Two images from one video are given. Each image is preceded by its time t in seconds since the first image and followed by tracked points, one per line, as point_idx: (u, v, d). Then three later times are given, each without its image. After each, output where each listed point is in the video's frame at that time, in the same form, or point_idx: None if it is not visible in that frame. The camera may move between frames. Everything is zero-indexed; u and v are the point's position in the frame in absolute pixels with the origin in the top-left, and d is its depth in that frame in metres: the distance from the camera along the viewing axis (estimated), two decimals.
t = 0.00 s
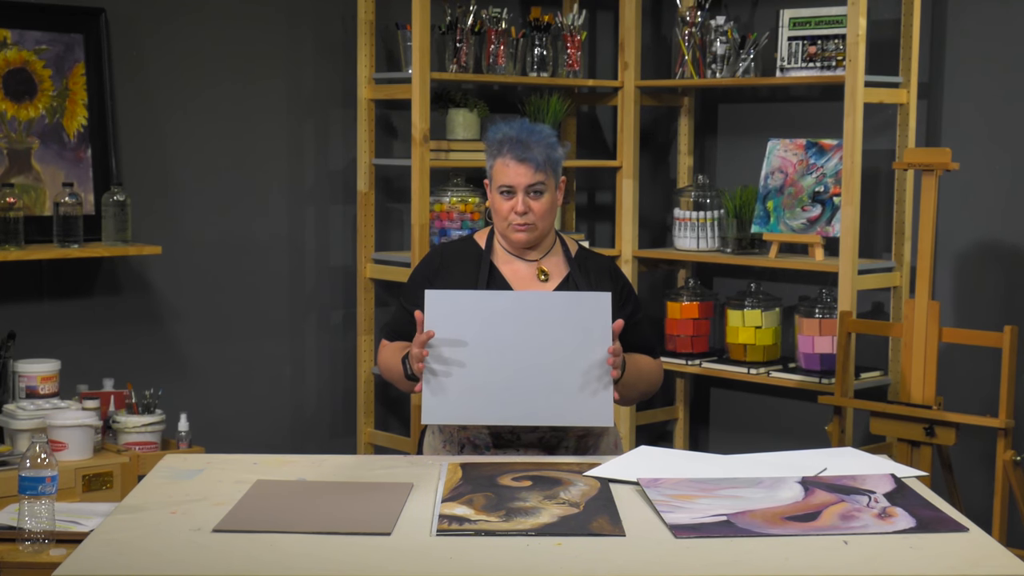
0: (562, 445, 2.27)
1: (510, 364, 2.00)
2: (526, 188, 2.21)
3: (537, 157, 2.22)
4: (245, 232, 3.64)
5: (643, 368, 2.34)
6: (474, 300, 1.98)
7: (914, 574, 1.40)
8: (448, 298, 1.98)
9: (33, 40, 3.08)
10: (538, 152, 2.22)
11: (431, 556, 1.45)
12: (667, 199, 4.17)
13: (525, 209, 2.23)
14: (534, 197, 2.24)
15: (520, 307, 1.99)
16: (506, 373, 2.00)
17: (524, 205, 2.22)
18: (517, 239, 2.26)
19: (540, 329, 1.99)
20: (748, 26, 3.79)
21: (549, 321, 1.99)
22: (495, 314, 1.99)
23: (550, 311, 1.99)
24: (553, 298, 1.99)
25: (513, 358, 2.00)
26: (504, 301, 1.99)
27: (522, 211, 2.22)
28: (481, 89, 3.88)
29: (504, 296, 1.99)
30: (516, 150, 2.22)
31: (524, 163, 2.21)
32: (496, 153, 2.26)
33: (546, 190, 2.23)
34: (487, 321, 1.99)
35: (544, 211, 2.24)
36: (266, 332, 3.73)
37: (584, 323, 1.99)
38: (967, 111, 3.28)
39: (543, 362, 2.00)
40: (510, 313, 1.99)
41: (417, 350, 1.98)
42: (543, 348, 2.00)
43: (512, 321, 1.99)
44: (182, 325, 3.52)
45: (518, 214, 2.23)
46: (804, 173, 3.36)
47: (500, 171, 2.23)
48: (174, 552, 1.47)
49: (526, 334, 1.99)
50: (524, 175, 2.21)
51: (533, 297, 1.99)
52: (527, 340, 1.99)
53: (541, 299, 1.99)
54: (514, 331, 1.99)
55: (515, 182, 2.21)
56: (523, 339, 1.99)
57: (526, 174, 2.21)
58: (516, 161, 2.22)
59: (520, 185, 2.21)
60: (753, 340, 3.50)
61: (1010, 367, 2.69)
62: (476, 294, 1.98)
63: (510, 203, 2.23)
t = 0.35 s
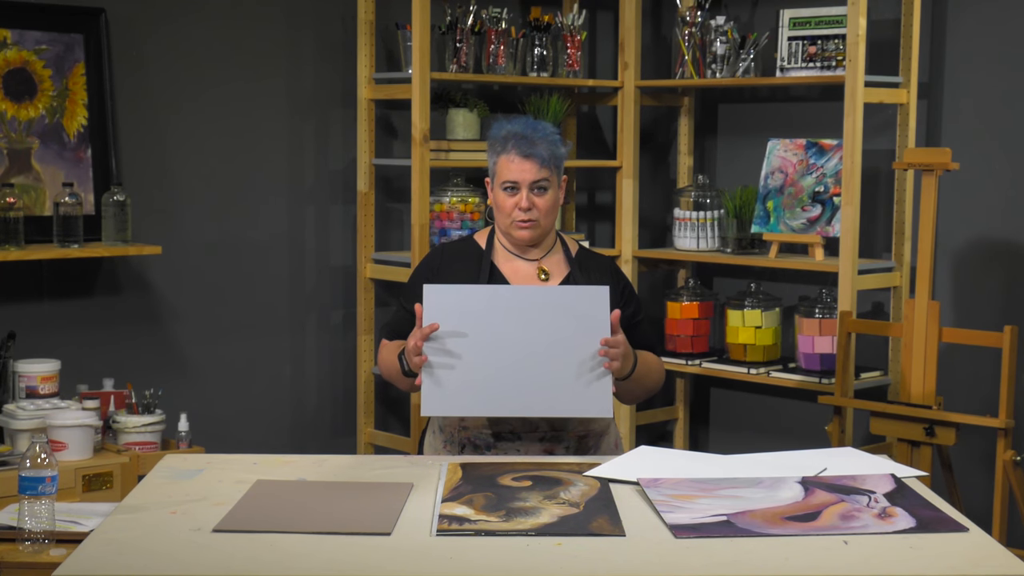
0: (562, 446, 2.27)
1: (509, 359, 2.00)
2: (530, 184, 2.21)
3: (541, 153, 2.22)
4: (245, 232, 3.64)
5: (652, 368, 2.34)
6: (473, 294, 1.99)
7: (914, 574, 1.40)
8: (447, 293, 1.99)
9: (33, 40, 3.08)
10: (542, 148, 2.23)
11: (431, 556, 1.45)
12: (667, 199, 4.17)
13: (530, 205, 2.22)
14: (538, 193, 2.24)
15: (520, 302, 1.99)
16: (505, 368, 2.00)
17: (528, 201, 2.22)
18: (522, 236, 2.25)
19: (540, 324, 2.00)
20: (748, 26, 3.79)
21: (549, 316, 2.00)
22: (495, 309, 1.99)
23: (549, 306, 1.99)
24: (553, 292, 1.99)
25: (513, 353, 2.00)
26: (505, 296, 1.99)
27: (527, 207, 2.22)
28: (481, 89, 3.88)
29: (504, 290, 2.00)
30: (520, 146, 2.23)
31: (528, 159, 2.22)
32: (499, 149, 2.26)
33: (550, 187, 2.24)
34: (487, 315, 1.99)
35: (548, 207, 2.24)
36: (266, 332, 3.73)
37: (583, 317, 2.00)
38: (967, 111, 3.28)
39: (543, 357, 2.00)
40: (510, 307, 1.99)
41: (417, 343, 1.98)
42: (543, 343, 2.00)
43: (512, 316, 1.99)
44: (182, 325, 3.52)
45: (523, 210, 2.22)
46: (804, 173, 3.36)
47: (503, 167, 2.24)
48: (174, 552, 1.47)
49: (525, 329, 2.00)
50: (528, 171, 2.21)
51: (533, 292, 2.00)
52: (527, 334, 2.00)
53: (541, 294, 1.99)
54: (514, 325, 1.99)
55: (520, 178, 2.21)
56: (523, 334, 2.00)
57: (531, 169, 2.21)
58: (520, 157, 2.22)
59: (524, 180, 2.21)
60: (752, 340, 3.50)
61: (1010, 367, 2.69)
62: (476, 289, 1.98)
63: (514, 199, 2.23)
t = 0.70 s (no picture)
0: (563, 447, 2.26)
1: (512, 371, 2.00)
2: (536, 175, 2.23)
3: (547, 146, 2.25)
4: (245, 233, 3.64)
5: (652, 374, 2.34)
6: (472, 304, 1.99)
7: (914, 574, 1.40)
8: (449, 307, 1.99)
9: (33, 40, 3.08)
10: (547, 141, 2.26)
11: (431, 555, 1.45)
12: (667, 199, 4.17)
13: (536, 196, 2.23)
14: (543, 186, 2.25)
15: (521, 314, 2.00)
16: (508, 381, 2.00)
17: (534, 192, 2.23)
18: (526, 230, 2.25)
19: (542, 336, 2.00)
20: (748, 26, 3.79)
21: (550, 327, 2.00)
22: (496, 322, 1.99)
23: (551, 317, 2.00)
24: (554, 304, 2.00)
25: (516, 365, 2.00)
26: (506, 308, 2.00)
27: (533, 198, 2.22)
28: (481, 89, 3.88)
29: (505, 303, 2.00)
30: (525, 139, 2.25)
31: (533, 151, 2.24)
32: (503, 144, 2.28)
33: (554, 180, 2.26)
34: (489, 328, 1.99)
35: (552, 201, 2.26)
36: (266, 332, 3.73)
37: (584, 328, 2.01)
38: (967, 111, 3.28)
39: (546, 368, 2.00)
40: (511, 319, 1.99)
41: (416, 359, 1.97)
42: (545, 353, 2.00)
43: (514, 328, 1.99)
44: (182, 326, 3.52)
45: (529, 201, 2.23)
46: (804, 173, 3.36)
47: (508, 160, 2.25)
48: (174, 552, 1.47)
49: (527, 341, 2.00)
50: (534, 162, 2.23)
51: (534, 304, 2.00)
52: (529, 345, 2.00)
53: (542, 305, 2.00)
54: (516, 337, 2.00)
55: (526, 169, 2.23)
56: (525, 345, 2.00)
57: (537, 161, 2.24)
58: (525, 149, 2.24)
59: (530, 172, 2.23)
60: (752, 340, 3.50)
61: (1010, 367, 2.69)
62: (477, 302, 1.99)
63: (520, 191, 2.23)
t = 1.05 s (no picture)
0: (563, 447, 2.27)
1: (510, 361, 2.00)
2: (549, 167, 2.25)
3: (560, 142, 2.29)
4: (245, 232, 3.64)
5: (653, 365, 2.34)
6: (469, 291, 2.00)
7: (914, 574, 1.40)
8: (446, 294, 2.00)
9: (33, 40, 3.08)
10: (561, 138, 2.30)
11: (431, 556, 1.45)
12: (667, 199, 4.17)
13: (547, 187, 2.25)
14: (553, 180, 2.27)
15: (519, 302, 2.00)
16: (507, 368, 1.99)
17: (545, 184, 2.25)
18: (533, 221, 2.26)
19: (540, 324, 2.00)
20: (748, 26, 3.79)
21: (547, 316, 2.00)
22: (494, 309, 2.00)
23: (548, 305, 2.00)
24: (552, 292, 2.00)
25: (514, 353, 2.00)
26: (503, 296, 2.00)
27: (544, 189, 2.24)
28: (481, 89, 3.88)
29: (502, 291, 2.01)
30: (539, 133, 2.28)
31: (547, 145, 2.27)
32: (515, 138, 2.30)
33: (563, 176, 2.29)
34: (486, 316, 2.00)
35: (561, 196, 2.28)
36: (266, 332, 3.73)
37: (582, 317, 2.00)
38: (967, 111, 3.28)
39: (546, 358, 2.00)
40: (509, 307, 2.00)
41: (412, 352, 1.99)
42: (544, 342, 2.00)
43: (511, 316, 2.00)
44: (182, 325, 3.52)
45: (541, 192, 2.24)
46: (804, 173, 3.37)
47: (520, 152, 2.27)
48: (174, 552, 1.47)
49: (525, 329, 2.00)
50: (548, 154, 2.26)
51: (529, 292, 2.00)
52: (528, 334, 2.00)
53: (539, 293, 2.00)
54: (511, 326, 2.00)
55: (539, 160, 2.26)
56: (522, 333, 2.00)
57: (551, 153, 2.27)
58: (539, 142, 2.27)
59: (543, 163, 2.25)
60: (752, 340, 3.50)
61: (1010, 367, 2.69)
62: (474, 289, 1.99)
63: (532, 182, 2.25)
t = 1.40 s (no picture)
0: (563, 447, 2.27)
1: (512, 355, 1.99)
2: (550, 168, 2.26)
3: (562, 144, 2.31)
4: (245, 232, 3.64)
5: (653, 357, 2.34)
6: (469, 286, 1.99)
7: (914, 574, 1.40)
8: (447, 290, 2.00)
9: (33, 40, 3.08)
10: (562, 139, 2.31)
11: (431, 556, 1.45)
12: (667, 199, 4.17)
13: (549, 189, 2.25)
14: (554, 181, 2.28)
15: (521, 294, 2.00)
16: (512, 362, 1.99)
17: (547, 185, 2.25)
18: (534, 222, 2.26)
19: (543, 316, 2.00)
20: (748, 26, 3.79)
21: (550, 307, 2.00)
22: (496, 302, 2.00)
23: (550, 296, 2.00)
24: (554, 283, 2.00)
25: (518, 346, 1.99)
26: (505, 289, 2.00)
27: (547, 189, 2.24)
28: (481, 89, 3.88)
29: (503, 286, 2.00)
30: (540, 134, 2.29)
31: (548, 146, 2.28)
32: (515, 138, 2.31)
33: (564, 178, 2.30)
34: (489, 309, 2.00)
35: (561, 198, 2.29)
36: (266, 332, 3.73)
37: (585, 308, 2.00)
38: (967, 111, 3.28)
39: (550, 349, 1.99)
40: (511, 300, 2.00)
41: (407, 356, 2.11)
42: (547, 334, 1.99)
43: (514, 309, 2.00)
44: (182, 325, 3.52)
45: (543, 192, 2.25)
46: (804, 173, 3.36)
47: (522, 152, 2.28)
48: (174, 552, 1.47)
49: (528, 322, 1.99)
50: (550, 155, 2.27)
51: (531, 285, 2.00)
52: (531, 327, 2.00)
53: (540, 284, 2.00)
54: (512, 321, 2.00)
55: (541, 161, 2.26)
56: (525, 326, 2.00)
57: (553, 155, 2.28)
58: (541, 143, 2.28)
59: (545, 164, 2.26)
60: (752, 340, 3.50)
61: (1010, 367, 2.69)
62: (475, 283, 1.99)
63: (534, 182, 2.25)
